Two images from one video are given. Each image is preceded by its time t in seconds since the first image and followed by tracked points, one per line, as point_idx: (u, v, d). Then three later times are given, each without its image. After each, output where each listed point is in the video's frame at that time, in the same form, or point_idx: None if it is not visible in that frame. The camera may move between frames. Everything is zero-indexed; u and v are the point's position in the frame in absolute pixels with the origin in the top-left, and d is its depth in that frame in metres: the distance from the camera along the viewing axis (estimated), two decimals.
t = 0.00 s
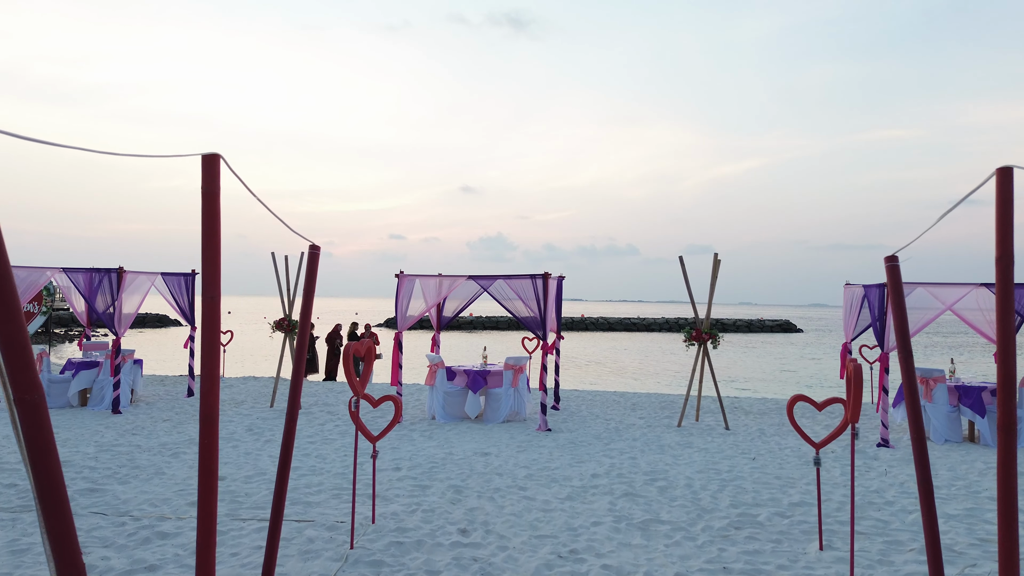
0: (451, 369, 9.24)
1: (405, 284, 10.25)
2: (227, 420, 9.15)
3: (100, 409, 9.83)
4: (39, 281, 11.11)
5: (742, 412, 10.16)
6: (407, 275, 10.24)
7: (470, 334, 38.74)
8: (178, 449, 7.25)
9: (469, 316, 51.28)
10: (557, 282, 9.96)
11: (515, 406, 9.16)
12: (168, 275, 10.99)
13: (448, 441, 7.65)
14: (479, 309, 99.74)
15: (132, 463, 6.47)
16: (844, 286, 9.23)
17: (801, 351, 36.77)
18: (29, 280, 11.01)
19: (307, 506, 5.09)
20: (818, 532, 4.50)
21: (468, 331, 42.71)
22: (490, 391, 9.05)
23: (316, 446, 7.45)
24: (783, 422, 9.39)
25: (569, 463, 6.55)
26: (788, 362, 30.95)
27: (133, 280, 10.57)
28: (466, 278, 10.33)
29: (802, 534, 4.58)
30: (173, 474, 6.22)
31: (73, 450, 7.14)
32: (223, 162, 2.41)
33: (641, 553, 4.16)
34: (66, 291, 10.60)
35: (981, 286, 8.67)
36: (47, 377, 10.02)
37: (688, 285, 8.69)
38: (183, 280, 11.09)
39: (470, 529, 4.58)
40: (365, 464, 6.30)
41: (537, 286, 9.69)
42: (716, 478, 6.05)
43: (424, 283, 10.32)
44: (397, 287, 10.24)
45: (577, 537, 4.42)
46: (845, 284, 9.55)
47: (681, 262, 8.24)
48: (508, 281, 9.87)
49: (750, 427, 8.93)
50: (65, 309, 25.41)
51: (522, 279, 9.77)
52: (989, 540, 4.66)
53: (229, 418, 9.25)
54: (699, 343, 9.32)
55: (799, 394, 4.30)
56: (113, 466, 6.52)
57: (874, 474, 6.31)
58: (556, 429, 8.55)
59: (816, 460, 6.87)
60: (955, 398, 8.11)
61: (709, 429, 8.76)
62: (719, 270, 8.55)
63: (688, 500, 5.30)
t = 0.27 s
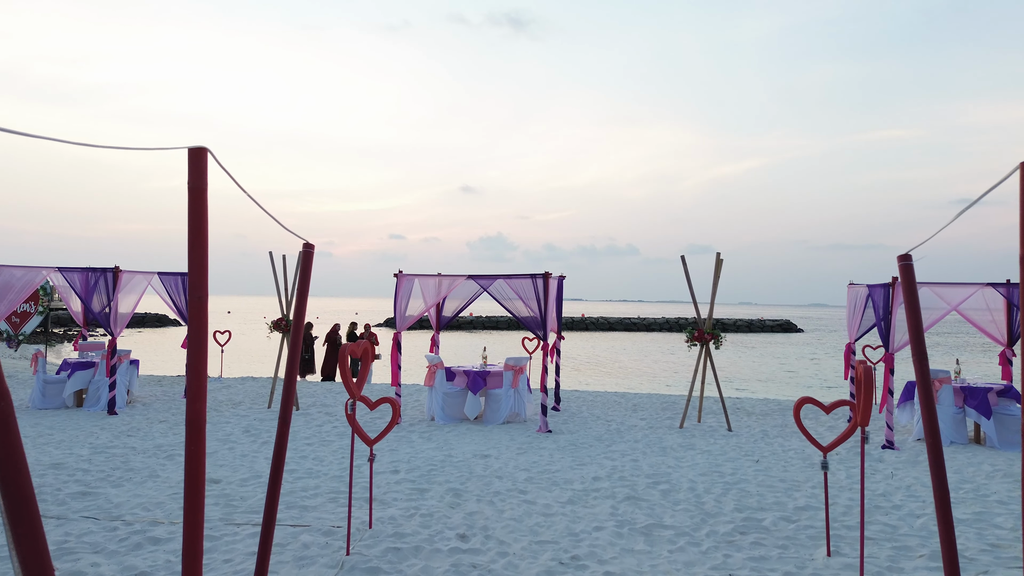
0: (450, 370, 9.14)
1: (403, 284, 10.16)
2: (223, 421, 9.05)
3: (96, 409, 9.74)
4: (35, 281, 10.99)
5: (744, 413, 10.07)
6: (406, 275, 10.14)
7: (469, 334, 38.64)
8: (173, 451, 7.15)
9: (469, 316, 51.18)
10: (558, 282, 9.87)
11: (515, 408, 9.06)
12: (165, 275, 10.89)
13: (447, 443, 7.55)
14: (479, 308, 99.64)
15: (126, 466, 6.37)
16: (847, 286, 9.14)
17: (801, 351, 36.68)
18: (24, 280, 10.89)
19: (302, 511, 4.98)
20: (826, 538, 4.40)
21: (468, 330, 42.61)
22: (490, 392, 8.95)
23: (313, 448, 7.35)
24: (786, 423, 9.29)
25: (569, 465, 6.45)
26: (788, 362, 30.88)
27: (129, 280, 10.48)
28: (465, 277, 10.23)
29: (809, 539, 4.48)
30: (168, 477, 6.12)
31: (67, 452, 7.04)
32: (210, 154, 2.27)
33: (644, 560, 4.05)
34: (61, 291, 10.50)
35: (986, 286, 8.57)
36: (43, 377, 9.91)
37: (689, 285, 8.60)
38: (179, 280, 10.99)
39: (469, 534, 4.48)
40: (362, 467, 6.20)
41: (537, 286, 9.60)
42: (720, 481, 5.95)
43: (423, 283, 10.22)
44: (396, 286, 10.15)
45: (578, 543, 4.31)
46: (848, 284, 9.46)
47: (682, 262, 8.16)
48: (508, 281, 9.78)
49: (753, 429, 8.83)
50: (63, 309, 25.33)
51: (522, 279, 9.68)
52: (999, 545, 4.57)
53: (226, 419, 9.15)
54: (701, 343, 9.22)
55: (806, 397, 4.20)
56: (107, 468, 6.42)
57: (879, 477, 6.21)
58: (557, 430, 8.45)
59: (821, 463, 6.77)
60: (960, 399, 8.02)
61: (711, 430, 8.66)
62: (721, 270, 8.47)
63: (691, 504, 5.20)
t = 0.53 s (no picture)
0: (450, 371, 9.02)
1: (402, 284, 10.03)
2: (219, 423, 8.92)
3: (91, 411, 9.62)
4: (30, 280, 10.88)
5: (747, 414, 9.95)
6: (405, 274, 10.02)
7: (469, 334, 38.50)
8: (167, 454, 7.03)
9: (469, 316, 51.07)
10: (559, 282, 9.75)
11: (515, 409, 8.93)
12: (160, 275, 10.78)
13: (446, 445, 7.43)
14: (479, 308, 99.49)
15: (119, 469, 6.25)
16: (852, 286, 9.01)
17: (802, 351, 36.53)
18: (20, 279, 10.77)
19: (298, 516, 4.86)
20: (836, 545, 4.27)
21: (468, 331, 42.49)
22: (490, 393, 8.82)
23: (310, 451, 7.24)
24: (790, 424, 9.16)
25: (571, 469, 6.33)
26: (790, 363, 30.75)
27: (125, 280, 10.37)
28: (465, 277, 10.10)
29: (818, 546, 4.35)
30: (161, 481, 6.00)
31: (59, 455, 6.92)
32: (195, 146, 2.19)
33: (649, 568, 3.94)
34: (57, 291, 10.38)
35: (994, 286, 8.45)
36: (37, 378, 9.80)
37: (692, 285, 8.48)
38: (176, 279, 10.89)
39: (468, 541, 4.36)
40: (360, 470, 6.08)
41: (538, 285, 9.47)
42: (725, 485, 5.83)
43: (422, 283, 10.10)
44: (395, 286, 10.02)
45: (580, 550, 4.20)
46: (853, 284, 9.33)
47: (685, 262, 8.05)
48: (508, 281, 9.67)
49: (757, 431, 8.70)
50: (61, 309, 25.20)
51: (523, 279, 9.55)
52: (1014, 552, 4.44)
53: (223, 421, 9.02)
54: (704, 344, 9.09)
55: (816, 400, 4.07)
56: (100, 472, 6.30)
57: (887, 481, 6.09)
58: (558, 432, 8.33)
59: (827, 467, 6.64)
60: (967, 400, 7.90)
61: (715, 432, 8.53)
62: (724, 270, 8.37)
63: (696, 509, 5.08)
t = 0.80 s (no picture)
0: (449, 372, 8.89)
1: (401, 284, 9.90)
2: (215, 425, 8.79)
3: (85, 413, 9.49)
4: (25, 281, 10.72)
5: (751, 416, 9.81)
6: (403, 274, 9.89)
7: (470, 335, 38.35)
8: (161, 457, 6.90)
9: (469, 316, 50.93)
10: (560, 282, 9.62)
11: (516, 411, 8.80)
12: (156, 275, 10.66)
13: (446, 448, 7.30)
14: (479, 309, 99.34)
15: (111, 473, 6.12)
16: (858, 286, 8.88)
17: (803, 351, 36.40)
18: (15, 280, 10.62)
19: (293, 522, 4.73)
20: (847, 553, 4.14)
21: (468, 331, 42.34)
22: (490, 395, 8.69)
23: (308, 454, 7.11)
24: (795, 426, 9.03)
25: (573, 473, 6.20)
26: (791, 363, 30.62)
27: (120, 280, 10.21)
28: (465, 277, 9.97)
29: (828, 555, 4.22)
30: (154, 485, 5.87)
31: (51, 459, 6.80)
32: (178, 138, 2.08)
33: None
34: (52, 291, 10.22)
35: (1003, 287, 8.32)
36: (32, 380, 9.67)
37: (696, 285, 8.35)
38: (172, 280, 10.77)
39: (468, 549, 4.23)
40: (357, 475, 5.95)
41: (539, 286, 9.34)
42: (730, 489, 5.71)
43: (422, 283, 9.96)
44: (394, 286, 9.89)
45: (584, 559, 4.07)
46: (858, 284, 9.20)
47: (687, 261, 7.95)
48: (508, 281, 9.54)
49: (761, 433, 8.57)
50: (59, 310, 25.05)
51: (524, 279, 9.43)
52: None
53: (219, 423, 8.89)
54: (707, 345, 8.96)
55: (826, 404, 3.95)
56: (92, 476, 6.17)
57: (895, 485, 5.96)
58: (559, 434, 8.20)
59: (834, 471, 6.52)
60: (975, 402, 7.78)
61: (718, 435, 8.40)
62: (727, 270, 8.26)
63: (702, 515, 4.95)
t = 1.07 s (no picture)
0: (449, 374, 8.77)
1: (400, 284, 9.76)
2: (211, 427, 8.66)
3: (80, 415, 9.35)
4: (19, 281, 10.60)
5: (754, 418, 9.69)
6: (402, 275, 9.76)
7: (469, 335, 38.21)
8: (155, 461, 6.77)
9: (469, 317, 50.81)
10: (561, 282, 9.49)
11: (516, 414, 8.68)
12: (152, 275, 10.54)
13: (445, 452, 7.18)
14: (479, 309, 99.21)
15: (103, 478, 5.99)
16: (863, 286, 8.76)
17: (804, 352, 36.26)
18: (9, 280, 10.50)
19: (287, 530, 4.60)
20: (859, 561, 4.02)
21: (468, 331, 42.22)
22: (490, 397, 8.56)
23: (305, 458, 6.99)
24: (799, 429, 8.90)
25: (574, 477, 6.08)
26: (791, 363, 30.50)
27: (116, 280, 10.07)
28: (464, 278, 9.86)
29: (838, 563, 4.10)
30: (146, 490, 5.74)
31: (43, 463, 6.67)
32: (156, 130, 1.97)
33: None
34: (46, 291, 10.11)
35: (1011, 288, 8.26)
36: (25, 382, 9.54)
37: (699, 285, 8.24)
38: (169, 280, 10.64)
39: (467, 557, 4.10)
40: (354, 479, 5.83)
41: (539, 286, 9.20)
42: (736, 495, 5.58)
43: (421, 283, 9.83)
44: (392, 287, 9.75)
45: (586, 568, 3.94)
46: (863, 284, 9.08)
47: (690, 261, 7.86)
48: (509, 281, 9.42)
49: (765, 436, 8.45)
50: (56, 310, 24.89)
51: (524, 279, 9.30)
52: None
53: (215, 426, 8.76)
54: (710, 346, 8.83)
55: (836, 408, 3.83)
56: (83, 480, 6.05)
57: (904, 490, 5.83)
58: (560, 437, 8.08)
59: (841, 477, 6.39)
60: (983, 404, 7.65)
61: (722, 437, 8.27)
62: (730, 269, 8.14)
63: (707, 522, 4.82)
